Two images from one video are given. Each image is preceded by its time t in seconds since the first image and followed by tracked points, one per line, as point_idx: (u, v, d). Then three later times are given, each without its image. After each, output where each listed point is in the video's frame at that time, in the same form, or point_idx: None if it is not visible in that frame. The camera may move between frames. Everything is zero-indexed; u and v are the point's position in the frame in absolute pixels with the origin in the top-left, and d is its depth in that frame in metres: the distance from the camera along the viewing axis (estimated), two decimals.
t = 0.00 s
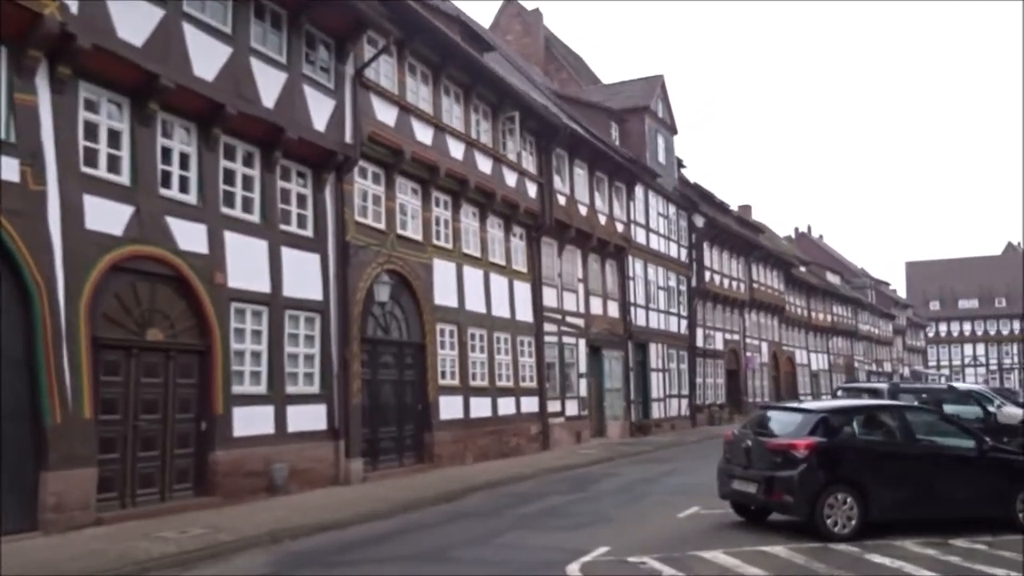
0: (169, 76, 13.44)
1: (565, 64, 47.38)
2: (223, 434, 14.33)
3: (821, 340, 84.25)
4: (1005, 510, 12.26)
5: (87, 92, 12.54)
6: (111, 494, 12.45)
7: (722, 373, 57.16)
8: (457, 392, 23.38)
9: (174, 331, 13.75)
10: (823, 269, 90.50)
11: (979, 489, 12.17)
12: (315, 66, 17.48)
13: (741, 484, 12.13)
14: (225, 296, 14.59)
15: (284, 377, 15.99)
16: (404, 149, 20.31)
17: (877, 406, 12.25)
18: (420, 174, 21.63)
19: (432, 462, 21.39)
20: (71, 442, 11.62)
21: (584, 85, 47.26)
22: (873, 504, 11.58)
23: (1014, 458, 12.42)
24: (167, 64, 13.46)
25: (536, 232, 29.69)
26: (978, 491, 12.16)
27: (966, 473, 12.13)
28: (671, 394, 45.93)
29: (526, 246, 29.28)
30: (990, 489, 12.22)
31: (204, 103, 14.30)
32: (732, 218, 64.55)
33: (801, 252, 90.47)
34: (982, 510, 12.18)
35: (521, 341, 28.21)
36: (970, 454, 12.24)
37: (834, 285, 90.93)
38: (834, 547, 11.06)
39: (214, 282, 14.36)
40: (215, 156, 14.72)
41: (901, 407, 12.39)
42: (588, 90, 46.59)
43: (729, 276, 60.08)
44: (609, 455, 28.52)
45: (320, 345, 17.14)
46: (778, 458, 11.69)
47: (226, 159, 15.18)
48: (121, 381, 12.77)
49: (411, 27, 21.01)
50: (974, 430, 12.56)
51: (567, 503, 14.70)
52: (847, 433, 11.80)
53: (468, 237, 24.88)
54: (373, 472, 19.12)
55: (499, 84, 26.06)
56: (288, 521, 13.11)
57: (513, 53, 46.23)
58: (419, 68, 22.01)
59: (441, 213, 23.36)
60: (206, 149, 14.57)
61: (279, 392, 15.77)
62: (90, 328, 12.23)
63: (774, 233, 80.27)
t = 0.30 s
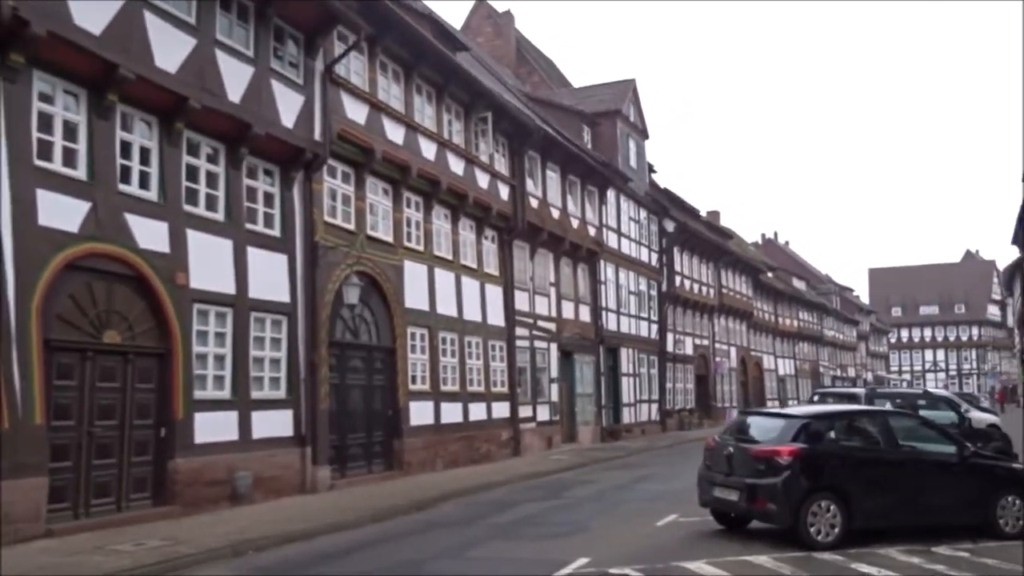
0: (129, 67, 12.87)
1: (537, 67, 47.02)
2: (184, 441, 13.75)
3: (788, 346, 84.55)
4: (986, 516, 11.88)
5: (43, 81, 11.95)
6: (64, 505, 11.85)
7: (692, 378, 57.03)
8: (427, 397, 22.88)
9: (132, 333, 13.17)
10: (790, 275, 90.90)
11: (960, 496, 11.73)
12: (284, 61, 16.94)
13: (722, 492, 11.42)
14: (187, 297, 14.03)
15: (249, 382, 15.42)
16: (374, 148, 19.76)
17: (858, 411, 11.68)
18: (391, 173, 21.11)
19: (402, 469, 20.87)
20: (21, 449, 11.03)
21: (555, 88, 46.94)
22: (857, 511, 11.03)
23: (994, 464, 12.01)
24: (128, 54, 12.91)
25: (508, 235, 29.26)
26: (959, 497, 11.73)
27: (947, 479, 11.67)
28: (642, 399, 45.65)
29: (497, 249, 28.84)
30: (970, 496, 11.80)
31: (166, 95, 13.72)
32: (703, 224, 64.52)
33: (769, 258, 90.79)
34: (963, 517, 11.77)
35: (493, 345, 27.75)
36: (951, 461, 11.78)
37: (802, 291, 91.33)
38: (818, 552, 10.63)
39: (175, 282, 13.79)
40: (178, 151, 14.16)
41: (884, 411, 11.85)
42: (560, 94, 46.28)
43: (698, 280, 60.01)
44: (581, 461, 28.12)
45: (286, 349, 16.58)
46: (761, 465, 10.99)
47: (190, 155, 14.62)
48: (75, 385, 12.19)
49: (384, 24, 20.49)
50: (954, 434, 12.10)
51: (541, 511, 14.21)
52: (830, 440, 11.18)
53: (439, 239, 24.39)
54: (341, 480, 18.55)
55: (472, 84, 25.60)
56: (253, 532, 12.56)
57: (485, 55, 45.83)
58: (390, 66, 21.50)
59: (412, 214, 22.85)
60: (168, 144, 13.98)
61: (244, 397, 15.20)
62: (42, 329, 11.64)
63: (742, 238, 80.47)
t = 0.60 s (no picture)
0: (90, 57, 12.26)
1: (510, 73, 46.61)
2: (145, 451, 13.13)
3: (757, 355, 84.70)
4: (975, 534, 11.36)
5: None
6: (16, 518, 11.21)
7: (663, 387, 56.79)
8: (399, 405, 22.33)
9: (91, 337, 12.55)
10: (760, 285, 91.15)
11: (952, 512, 11.23)
12: (254, 56, 16.36)
13: (710, 507, 10.88)
14: (150, 299, 13.43)
15: (215, 389, 14.82)
16: (347, 148, 19.20)
17: (847, 423, 11.13)
18: (364, 175, 20.56)
19: (373, 479, 20.29)
20: None
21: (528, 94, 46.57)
22: (848, 527, 10.49)
23: (985, 478, 11.53)
24: (90, 44, 12.30)
25: (482, 240, 28.77)
26: (948, 514, 11.21)
27: (939, 494, 11.16)
28: (614, 407, 45.30)
29: (471, 255, 28.35)
30: (962, 512, 11.29)
31: (130, 88, 13.11)
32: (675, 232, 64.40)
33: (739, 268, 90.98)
34: (951, 534, 11.24)
35: (466, 352, 27.24)
36: (943, 475, 11.27)
37: (771, 301, 91.60)
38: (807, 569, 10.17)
39: (138, 283, 13.18)
40: (142, 147, 13.56)
41: (873, 423, 11.32)
42: (533, 99, 45.92)
43: (670, 289, 59.83)
44: (554, 471, 27.65)
45: (254, 355, 15.98)
46: (751, 479, 10.46)
47: (155, 151, 14.01)
48: (29, 392, 11.58)
49: (357, 21, 19.95)
50: (944, 448, 11.61)
51: (518, 524, 13.68)
52: (819, 453, 10.62)
53: (412, 243, 23.86)
54: (310, 490, 17.95)
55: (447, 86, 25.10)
56: (217, 546, 11.97)
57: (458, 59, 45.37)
58: (364, 65, 20.96)
59: (385, 217, 22.32)
60: (131, 139, 13.38)
61: (209, 405, 14.60)
62: None
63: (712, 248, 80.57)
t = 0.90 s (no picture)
0: (67, 46, 11.79)
1: (492, 75, 46.22)
2: (119, 457, 12.65)
3: (735, 362, 84.72)
4: (976, 543, 11.11)
5: None
6: None
7: (643, 393, 56.57)
8: (380, 410, 21.89)
9: (65, 338, 12.08)
10: (738, 292, 91.25)
11: (954, 522, 10.97)
12: (237, 49, 15.90)
13: (708, 516, 10.51)
14: (126, 298, 12.95)
15: (193, 393, 14.34)
16: (331, 146, 18.76)
17: (847, 431, 10.86)
18: (347, 174, 20.12)
19: (353, 485, 19.84)
20: None
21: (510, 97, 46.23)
22: (851, 538, 10.16)
23: (987, 487, 11.28)
24: (68, 32, 11.85)
25: (465, 242, 28.38)
26: (949, 524, 10.94)
27: (941, 504, 10.90)
28: (594, 413, 44.99)
29: (453, 257, 27.94)
30: (964, 522, 11.04)
31: (108, 80, 12.63)
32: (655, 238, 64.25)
33: (717, 275, 91.02)
34: (952, 544, 10.97)
35: (448, 356, 26.83)
36: (945, 484, 11.01)
37: (749, 308, 91.70)
38: None
39: (113, 282, 12.71)
40: (120, 141, 13.10)
41: (876, 431, 11.05)
42: (516, 102, 45.58)
43: (650, 294, 59.64)
44: (536, 478, 27.29)
45: (233, 357, 15.51)
46: (751, 488, 10.13)
47: (133, 145, 13.53)
48: None
49: (343, 17, 19.51)
50: (946, 456, 11.37)
51: (505, 533, 13.28)
52: (820, 461, 10.32)
53: (395, 245, 23.43)
54: (289, 497, 17.48)
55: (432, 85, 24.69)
56: (193, 556, 11.52)
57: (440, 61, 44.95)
58: (349, 62, 20.54)
59: (367, 218, 21.88)
60: (108, 132, 12.90)
61: (186, 409, 14.11)
62: None
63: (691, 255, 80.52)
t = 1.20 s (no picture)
0: (43, 32, 11.32)
1: (473, 71, 45.74)
2: (96, 460, 12.19)
3: (714, 360, 84.75)
4: (981, 546, 10.89)
5: None
6: None
7: (623, 392, 56.36)
8: (363, 410, 21.47)
9: (40, 336, 11.62)
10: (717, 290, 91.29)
11: (958, 524, 10.75)
12: (219, 39, 15.43)
13: (710, 520, 10.19)
14: (104, 295, 12.48)
15: (173, 393, 13.89)
16: (314, 139, 18.33)
17: (854, 432, 10.62)
18: (330, 169, 19.67)
19: (336, 486, 19.41)
20: None
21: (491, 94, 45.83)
22: (859, 542, 9.92)
23: (992, 488, 11.07)
24: (44, 17, 11.37)
25: (448, 239, 27.97)
26: (955, 526, 10.73)
27: (946, 506, 10.68)
28: (576, 412, 44.70)
29: (436, 255, 27.52)
30: (969, 524, 10.82)
31: (85, 67, 12.16)
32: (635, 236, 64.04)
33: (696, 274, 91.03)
34: (958, 547, 10.75)
35: (431, 355, 26.43)
36: (949, 486, 10.79)
37: (727, 307, 91.77)
38: None
39: (91, 278, 12.25)
40: (98, 132, 12.62)
41: (881, 433, 10.82)
42: (497, 99, 45.17)
43: (630, 293, 59.45)
44: (520, 478, 26.95)
45: (214, 356, 15.07)
46: (756, 490, 9.81)
47: (111, 136, 13.06)
48: None
49: (327, 7, 19.06)
50: (950, 457, 11.15)
51: (497, 536, 12.90)
52: (826, 464, 10.04)
53: (378, 242, 23.00)
54: (271, 499, 17.04)
55: (416, 79, 24.25)
56: (174, 563, 11.07)
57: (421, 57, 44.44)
58: (332, 54, 20.08)
59: (351, 213, 21.46)
60: (86, 123, 12.44)
61: (166, 410, 13.66)
62: None
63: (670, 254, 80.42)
